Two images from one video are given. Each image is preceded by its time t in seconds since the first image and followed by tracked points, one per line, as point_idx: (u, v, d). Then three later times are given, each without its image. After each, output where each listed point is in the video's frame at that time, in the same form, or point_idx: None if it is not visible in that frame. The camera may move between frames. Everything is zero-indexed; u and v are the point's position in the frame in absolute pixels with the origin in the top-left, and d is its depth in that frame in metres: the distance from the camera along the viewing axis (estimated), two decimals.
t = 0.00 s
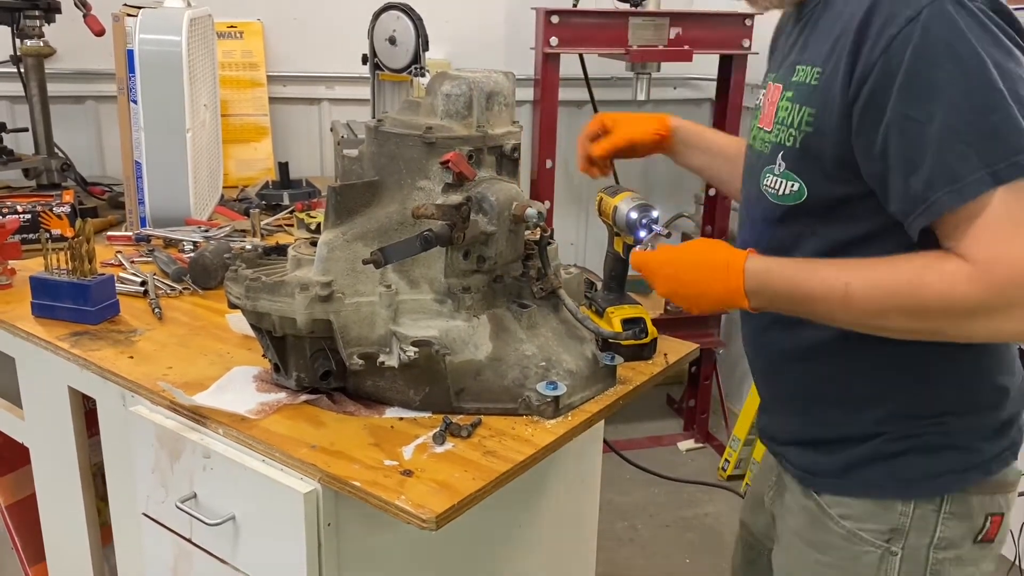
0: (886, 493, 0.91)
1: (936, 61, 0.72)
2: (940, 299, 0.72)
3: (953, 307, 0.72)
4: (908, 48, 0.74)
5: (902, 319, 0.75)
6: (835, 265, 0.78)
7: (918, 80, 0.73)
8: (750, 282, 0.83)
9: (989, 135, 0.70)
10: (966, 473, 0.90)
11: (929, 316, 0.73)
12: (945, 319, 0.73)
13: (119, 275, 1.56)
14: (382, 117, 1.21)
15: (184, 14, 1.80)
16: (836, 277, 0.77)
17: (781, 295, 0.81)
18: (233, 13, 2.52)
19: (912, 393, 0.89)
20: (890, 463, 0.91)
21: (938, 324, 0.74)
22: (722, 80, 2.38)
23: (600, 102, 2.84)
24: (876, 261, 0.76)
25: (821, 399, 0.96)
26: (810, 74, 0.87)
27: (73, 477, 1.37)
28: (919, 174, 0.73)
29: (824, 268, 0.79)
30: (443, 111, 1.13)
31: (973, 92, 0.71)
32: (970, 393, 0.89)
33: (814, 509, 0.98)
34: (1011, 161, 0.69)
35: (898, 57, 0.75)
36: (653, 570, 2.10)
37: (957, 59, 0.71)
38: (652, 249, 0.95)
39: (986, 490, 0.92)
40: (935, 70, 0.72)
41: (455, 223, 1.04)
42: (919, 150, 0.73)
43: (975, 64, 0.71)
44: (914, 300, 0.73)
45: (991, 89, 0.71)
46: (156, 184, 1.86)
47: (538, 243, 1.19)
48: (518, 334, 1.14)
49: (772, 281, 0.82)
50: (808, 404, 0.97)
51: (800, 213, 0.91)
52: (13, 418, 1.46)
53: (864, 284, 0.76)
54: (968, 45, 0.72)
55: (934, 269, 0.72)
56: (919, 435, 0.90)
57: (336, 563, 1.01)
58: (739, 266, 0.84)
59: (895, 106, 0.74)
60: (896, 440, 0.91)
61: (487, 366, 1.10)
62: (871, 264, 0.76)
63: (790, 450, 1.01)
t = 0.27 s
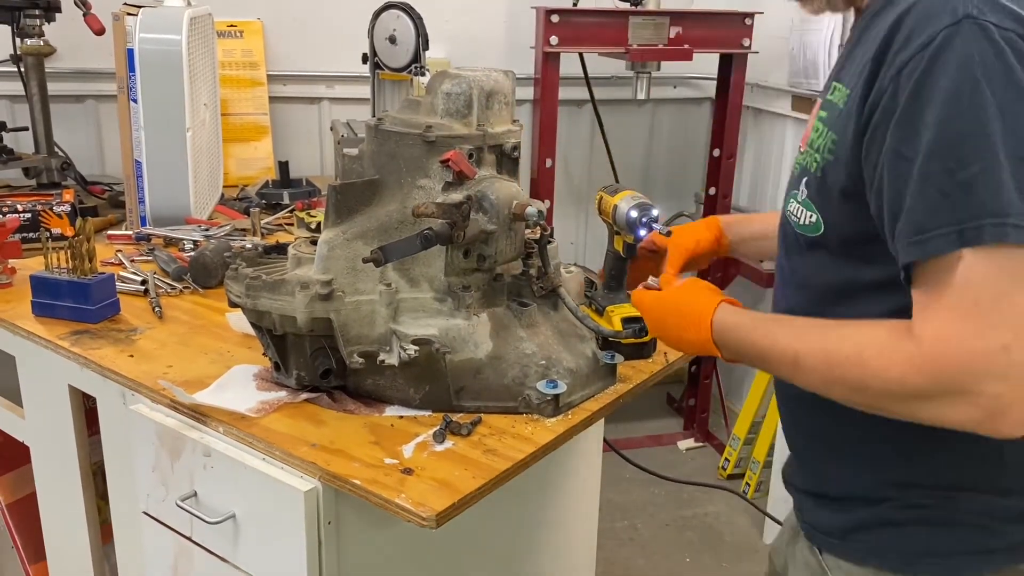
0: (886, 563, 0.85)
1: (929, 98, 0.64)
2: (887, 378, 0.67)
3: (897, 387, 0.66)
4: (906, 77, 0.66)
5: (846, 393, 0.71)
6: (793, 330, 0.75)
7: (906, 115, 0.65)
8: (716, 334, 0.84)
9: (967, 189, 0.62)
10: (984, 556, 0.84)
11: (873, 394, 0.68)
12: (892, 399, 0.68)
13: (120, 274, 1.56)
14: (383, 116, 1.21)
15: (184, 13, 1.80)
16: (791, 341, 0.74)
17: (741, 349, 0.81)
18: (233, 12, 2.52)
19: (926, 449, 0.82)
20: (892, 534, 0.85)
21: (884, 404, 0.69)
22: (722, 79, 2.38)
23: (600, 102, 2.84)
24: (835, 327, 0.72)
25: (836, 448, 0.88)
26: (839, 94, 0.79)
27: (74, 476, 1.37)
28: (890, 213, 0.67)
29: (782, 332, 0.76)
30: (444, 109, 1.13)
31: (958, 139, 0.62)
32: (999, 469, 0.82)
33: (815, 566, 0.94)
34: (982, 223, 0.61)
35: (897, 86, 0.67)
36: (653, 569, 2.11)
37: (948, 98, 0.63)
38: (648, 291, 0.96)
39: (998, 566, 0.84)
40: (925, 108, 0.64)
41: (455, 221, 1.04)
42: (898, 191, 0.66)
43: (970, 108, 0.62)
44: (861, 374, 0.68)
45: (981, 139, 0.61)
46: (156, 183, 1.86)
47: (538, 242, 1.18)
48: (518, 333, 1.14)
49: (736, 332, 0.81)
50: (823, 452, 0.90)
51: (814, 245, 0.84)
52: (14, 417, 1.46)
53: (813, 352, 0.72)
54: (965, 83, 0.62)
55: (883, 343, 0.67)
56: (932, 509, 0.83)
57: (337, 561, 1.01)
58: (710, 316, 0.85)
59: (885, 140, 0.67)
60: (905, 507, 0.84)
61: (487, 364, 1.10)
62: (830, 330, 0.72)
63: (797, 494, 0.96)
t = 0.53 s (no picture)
0: None
1: (959, 105, 0.63)
2: (859, 414, 0.69)
3: (869, 420, 0.68)
4: (936, 82, 0.65)
5: (820, 422, 0.73)
6: (776, 353, 0.77)
7: (933, 121, 0.65)
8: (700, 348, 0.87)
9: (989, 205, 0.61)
10: None
11: (845, 426, 0.71)
12: (866, 432, 0.70)
13: (121, 273, 1.57)
14: (384, 114, 1.21)
15: (185, 13, 1.80)
16: (771, 367, 0.77)
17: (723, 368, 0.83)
18: (233, 11, 2.52)
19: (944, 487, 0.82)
20: None
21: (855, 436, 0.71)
22: (721, 79, 2.38)
23: (600, 101, 2.84)
24: (813, 355, 0.74)
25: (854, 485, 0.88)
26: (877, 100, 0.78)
27: (75, 474, 1.38)
28: (906, 220, 0.67)
29: (762, 357, 0.78)
30: (444, 108, 1.13)
31: (984, 149, 0.62)
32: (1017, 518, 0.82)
33: None
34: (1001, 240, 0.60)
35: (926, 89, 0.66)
36: (653, 568, 2.11)
37: (978, 108, 0.62)
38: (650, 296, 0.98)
39: None
40: (954, 114, 0.64)
41: (456, 219, 1.04)
42: (920, 203, 0.66)
43: (997, 118, 0.61)
44: (832, 408, 0.71)
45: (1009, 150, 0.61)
46: (157, 182, 1.86)
47: (538, 241, 1.18)
48: (518, 331, 1.14)
49: (722, 349, 0.84)
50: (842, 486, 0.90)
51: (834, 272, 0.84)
52: (15, 415, 1.46)
53: (792, 382, 0.74)
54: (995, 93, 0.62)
55: (856, 372, 0.69)
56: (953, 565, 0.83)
57: (338, 559, 1.01)
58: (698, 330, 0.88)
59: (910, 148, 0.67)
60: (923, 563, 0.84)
61: (487, 362, 1.10)
62: (809, 357, 0.74)
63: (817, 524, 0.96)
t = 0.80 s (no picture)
0: None
1: (941, 130, 0.61)
2: (824, 429, 0.67)
3: (833, 439, 0.67)
4: (922, 102, 0.62)
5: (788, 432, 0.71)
6: (748, 356, 0.75)
7: (916, 145, 0.62)
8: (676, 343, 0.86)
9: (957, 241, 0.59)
10: None
11: (812, 439, 0.69)
12: (831, 448, 0.68)
13: (122, 272, 1.57)
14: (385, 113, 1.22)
15: (186, 12, 1.80)
16: (740, 375, 0.75)
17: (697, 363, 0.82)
18: (234, 11, 2.53)
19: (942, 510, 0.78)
20: None
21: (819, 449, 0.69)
22: (722, 78, 2.38)
23: (600, 101, 2.85)
24: (783, 364, 0.72)
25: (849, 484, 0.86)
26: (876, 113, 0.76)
27: (77, 472, 1.38)
28: (882, 244, 0.65)
29: (734, 362, 0.76)
30: (445, 107, 1.14)
31: (961, 179, 0.59)
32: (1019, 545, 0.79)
33: None
34: (966, 277, 0.57)
35: (913, 110, 0.64)
36: (653, 566, 2.11)
37: (956, 135, 0.59)
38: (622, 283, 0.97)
39: None
40: (935, 138, 0.61)
41: (456, 218, 1.04)
42: (894, 231, 0.64)
43: (975, 148, 0.59)
44: (799, 421, 0.69)
45: (984, 183, 0.58)
46: (158, 181, 1.87)
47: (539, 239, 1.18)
48: (519, 329, 1.15)
49: (696, 343, 0.83)
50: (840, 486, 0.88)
51: (837, 280, 0.83)
52: (17, 413, 1.47)
53: (760, 392, 0.72)
54: (977, 119, 0.59)
55: (825, 386, 0.67)
56: None
57: (340, 556, 1.02)
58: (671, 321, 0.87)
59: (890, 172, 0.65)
60: None
61: (488, 360, 1.10)
62: (779, 367, 0.72)
63: (808, 528, 0.94)
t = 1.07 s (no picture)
0: None
1: (922, 149, 0.59)
2: (804, 430, 0.65)
3: (812, 442, 0.65)
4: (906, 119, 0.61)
5: (770, 428, 0.69)
6: (742, 343, 0.73)
7: (897, 162, 0.61)
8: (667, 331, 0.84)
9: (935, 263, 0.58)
10: None
11: (793, 439, 0.67)
12: (810, 450, 0.66)
13: (123, 271, 1.58)
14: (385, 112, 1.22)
15: (186, 12, 1.81)
16: (727, 366, 0.73)
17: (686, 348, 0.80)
18: (234, 10, 2.53)
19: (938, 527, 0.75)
20: None
21: (797, 450, 0.67)
22: (722, 78, 2.39)
23: (600, 100, 2.85)
24: (770, 361, 0.70)
25: (831, 487, 0.84)
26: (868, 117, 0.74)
27: (78, 470, 1.38)
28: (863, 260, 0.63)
29: (725, 351, 0.74)
30: (444, 106, 1.14)
31: (940, 202, 0.58)
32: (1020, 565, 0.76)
33: None
34: (940, 302, 0.56)
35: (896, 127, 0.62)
36: (653, 565, 2.12)
37: (935, 156, 0.58)
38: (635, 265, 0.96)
39: None
40: (916, 156, 0.60)
41: (456, 217, 1.05)
42: (875, 248, 0.62)
43: (954, 170, 0.57)
44: (781, 420, 0.67)
45: (962, 208, 0.56)
46: (159, 181, 1.87)
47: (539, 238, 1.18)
48: (518, 327, 1.15)
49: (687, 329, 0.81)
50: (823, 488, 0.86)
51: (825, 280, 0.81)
52: (18, 412, 1.47)
53: (745, 387, 0.70)
54: (957, 141, 0.57)
55: (807, 387, 0.65)
56: None
57: (340, 553, 1.02)
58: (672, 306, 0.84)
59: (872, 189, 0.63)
60: None
61: (488, 358, 1.11)
62: (765, 363, 0.70)
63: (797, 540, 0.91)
